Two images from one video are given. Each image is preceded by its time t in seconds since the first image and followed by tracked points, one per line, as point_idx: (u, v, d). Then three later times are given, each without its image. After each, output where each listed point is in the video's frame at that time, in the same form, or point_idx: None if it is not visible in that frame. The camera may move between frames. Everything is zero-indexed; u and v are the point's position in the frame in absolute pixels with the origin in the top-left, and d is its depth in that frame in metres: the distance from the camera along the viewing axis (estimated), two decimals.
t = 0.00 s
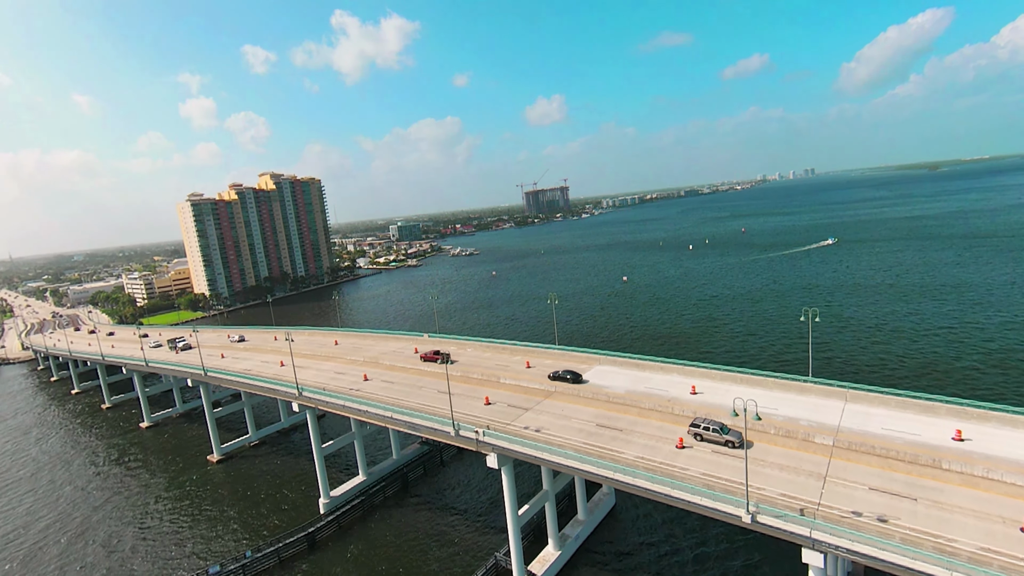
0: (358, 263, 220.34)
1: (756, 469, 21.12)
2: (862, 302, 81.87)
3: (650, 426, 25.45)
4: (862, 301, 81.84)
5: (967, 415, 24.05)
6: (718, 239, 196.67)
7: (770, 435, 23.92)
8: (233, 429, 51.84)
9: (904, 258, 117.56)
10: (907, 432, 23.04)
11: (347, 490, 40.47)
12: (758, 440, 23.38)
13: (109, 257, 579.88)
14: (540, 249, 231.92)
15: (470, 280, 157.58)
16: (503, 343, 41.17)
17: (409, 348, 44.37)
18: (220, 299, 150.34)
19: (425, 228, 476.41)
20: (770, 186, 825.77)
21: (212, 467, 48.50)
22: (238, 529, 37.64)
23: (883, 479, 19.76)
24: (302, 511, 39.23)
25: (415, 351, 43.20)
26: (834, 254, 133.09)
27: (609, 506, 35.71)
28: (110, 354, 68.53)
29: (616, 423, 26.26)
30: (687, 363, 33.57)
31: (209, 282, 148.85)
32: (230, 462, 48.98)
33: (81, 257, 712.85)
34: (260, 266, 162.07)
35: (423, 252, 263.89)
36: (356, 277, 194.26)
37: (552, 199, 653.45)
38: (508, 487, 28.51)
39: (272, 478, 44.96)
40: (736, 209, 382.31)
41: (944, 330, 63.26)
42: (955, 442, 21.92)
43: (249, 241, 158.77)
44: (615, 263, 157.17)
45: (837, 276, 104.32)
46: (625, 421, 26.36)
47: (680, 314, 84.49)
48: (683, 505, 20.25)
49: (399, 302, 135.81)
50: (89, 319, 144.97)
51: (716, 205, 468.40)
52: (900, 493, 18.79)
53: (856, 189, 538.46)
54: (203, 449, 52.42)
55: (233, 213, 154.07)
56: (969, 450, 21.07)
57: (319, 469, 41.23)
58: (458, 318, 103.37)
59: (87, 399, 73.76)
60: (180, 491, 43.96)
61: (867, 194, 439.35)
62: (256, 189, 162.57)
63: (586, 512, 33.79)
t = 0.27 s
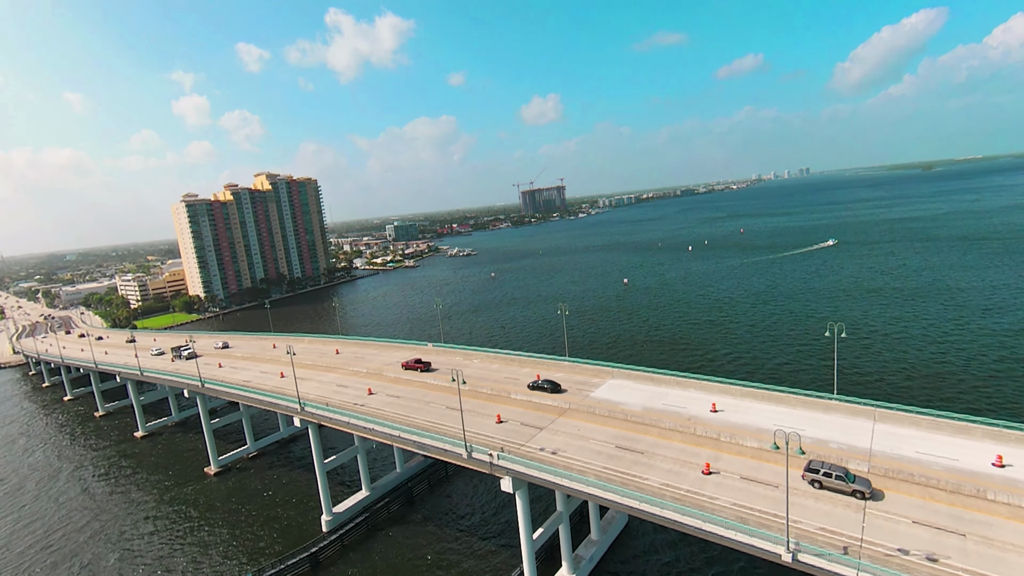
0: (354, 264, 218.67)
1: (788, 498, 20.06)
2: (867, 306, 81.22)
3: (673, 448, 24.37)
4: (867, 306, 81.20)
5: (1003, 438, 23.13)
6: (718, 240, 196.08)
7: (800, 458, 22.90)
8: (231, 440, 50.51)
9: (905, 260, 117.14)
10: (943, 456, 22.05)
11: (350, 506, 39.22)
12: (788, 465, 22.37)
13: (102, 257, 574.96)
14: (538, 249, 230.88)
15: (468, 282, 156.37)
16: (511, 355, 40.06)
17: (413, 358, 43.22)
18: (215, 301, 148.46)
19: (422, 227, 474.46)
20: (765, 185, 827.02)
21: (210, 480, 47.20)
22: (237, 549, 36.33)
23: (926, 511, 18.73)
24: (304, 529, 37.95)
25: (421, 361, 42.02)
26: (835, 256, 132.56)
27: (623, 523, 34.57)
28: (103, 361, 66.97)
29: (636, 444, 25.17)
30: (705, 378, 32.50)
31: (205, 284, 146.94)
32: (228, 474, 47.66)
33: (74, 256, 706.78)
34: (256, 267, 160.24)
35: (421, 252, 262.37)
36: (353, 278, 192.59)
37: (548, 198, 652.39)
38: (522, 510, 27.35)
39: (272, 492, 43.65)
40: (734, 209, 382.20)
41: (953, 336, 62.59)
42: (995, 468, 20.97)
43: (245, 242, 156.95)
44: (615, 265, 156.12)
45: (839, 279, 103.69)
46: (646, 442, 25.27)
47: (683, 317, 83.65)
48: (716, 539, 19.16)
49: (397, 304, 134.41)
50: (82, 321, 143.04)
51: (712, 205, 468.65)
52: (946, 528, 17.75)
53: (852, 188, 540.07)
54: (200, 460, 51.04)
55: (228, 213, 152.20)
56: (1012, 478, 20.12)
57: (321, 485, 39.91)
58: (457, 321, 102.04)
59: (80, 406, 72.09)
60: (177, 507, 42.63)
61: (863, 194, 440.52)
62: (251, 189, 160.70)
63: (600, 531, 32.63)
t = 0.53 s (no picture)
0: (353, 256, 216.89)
1: (823, 525, 19.04)
2: (873, 306, 80.40)
3: (697, 466, 23.34)
4: (873, 305, 80.37)
5: None
6: (719, 235, 195.03)
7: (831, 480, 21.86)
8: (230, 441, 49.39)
9: (909, 259, 116.34)
10: (982, 480, 21.06)
11: (354, 513, 38.18)
12: (820, 487, 21.35)
13: (97, 245, 570.62)
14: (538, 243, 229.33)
15: (468, 276, 155.06)
16: (520, 359, 38.94)
17: (418, 361, 42.08)
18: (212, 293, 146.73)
19: (420, 219, 471.70)
20: (765, 179, 825.53)
21: (209, 482, 46.16)
22: (237, 557, 35.32)
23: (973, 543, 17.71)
24: (307, 536, 36.90)
25: (426, 364, 40.89)
26: (838, 253, 131.71)
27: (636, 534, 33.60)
28: (99, 357, 65.60)
29: (658, 461, 24.15)
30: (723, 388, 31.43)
31: (201, 275, 145.11)
32: (228, 477, 46.58)
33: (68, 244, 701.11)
34: (253, 259, 158.44)
35: (419, 244, 260.56)
36: (351, 271, 190.94)
37: (547, 190, 649.84)
38: (537, 527, 26.31)
39: (272, 496, 42.58)
40: (734, 204, 381.08)
41: (963, 339, 61.77)
42: None
43: (242, 233, 155.04)
44: (616, 260, 154.93)
45: (843, 278, 102.88)
46: (667, 459, 24.19)
47: (687, 315, 82.76)
48: (750, 570, 18.14)
49: (396, 298, 133.13)
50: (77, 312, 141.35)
51: (711, 199, 467.19)
52: (997, 562, 16.75)
53: (852, 183, 539.18)
54: (198, 461, 49.98)
55: (225, 204, 150.17)
56: None
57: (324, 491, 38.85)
58: (458, 316, 100.86)
59: (75, 402, 70.82)
60: (174, 511, 41.60)
61: (863, 189, 439.70)
62: (249, 179, 158.47)
63: (613, 544, 31.64)
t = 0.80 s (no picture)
0: (349, 248, 214.80)
1: (860, 551, 18.17)
2: (878, 302, 79.78)
3: (722, 484, 22.38)
4: (878, 302, 79.79)
5: None
6: (718, 228, 194.11)
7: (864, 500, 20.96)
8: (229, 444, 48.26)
9: (912, 254, 115.84)
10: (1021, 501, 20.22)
11: (358, 521, 37.18)
12: (851, 509, 20.43)
13: (89, 235, 565.01)
14: (536, 235, 227.77)
15: (467, 269, 153.75)
16: (529, 363, 37.87)
17: (424, 364, 41.03)
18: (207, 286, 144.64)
19: (416, 209, 468.73)
20: (761, 170, 824.30)
21: (208, 485, 45.12)
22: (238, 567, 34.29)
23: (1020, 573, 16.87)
24: (310, 545, 35.91)
25: (432, 368, 39.79)
26: (840, 248, 131.03)
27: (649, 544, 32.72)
28: (93, 355, 64.10)
29: (680, 477, 23.23)
30: (742, 396, 30.46)
31: (196, 268, 142.91)
32: (227, 480, 45.51)
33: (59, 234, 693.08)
34: (249, 252, 156.33)
35: (416, 236, 258.58)
36: (348, 263, 189.00)
37: (544, 180, 646.70)
38: (553, 543, 25.34)
39: (273, 501, 41.53)
40: (732, 195, 380.25)
41: (971, 337, 61.20)
42: None
43: (237, 225, 152.77)
44: (616, 253, 153.72)
45: (846, 273, 102.21)
46: (690, 476, 23.24)
47: (690, 311, 81.91)
48: None
49: (395, 292, 131.61)
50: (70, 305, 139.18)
51: (709, 191, 466.12)
52: None
53: (849, 175, 539.10)
54: (197, 463, 48.91)
55: (220, 195, 147.75)
56: None
57: (327, 498, 37.80)
58: (458, 309, 99.54)
59: (69, 400, 69.41)
60: (172, 517, 40.47)
61: (860, 181, 439.30)
62: (243, 170, 155.96)
63: (626, 555, 30.74)
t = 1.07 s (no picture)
0: (346, 243, 212.86)
1: None
2: (883, 299, 79.11)
3: (752, 507, 21.43)
4: (883, 299, 79.11)
5: None
6: (717, 222, 193.25)
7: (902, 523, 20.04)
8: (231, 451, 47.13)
9: (913, 249, 115.42)
10: None
11: (365, 533, 36.22)
12: (891, 534, 19.49)
13: (82, 230, 559.07)
14: (534, 229, 226.57)
15: (466, 265, 152.52)
16: (540, 370, 36.81)
17: (430, 371, 39.96)
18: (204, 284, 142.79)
19: (412, 203, 465.60)
20: (757, 163, 823.67)
21: (209, 494, 44.07)
22: None
23: None
24: (316, 558, 34.95)
25: (439, 375, 38.69)
26: (840, 242, 130.44)
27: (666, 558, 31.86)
28: (88, 358, 62.71)
29: (707, 498, 22.26)
30: (762, 407, 29.53)
31: (192, 266, 141.02)
32: (229, 489, 44.39)
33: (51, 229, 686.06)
34: (245, 248, 154.45)
35: (414, 230, 256.81)
36: (345, 258, 187.29)
37: (540, 172, 644.08)
38: (573, 565, 24.39)
39: (277, 511, 40.53)
40: (730, 188, 379.45)
41: (980, 336, 60.61)
42: None
43: (232, 221, 150.83)
44: (616, 248, 152.67)
45: (849, 269, 101.55)
46: (717, 497, 22.30)
47: (694, 308, 81.12)
48: None
49: (393, 288, 130.21)
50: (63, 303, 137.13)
51: (706, 183, 464.82)
52: None
53: (845, 167, 539.40)
54: (197, 471, 47.82)
55: (215, 191, 145.63)
56: None
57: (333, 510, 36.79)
58: (459, 306, 98.38)
59: (64, 404, 67.99)
60: (172, 530, 39.39)
61: (857, 173, 438.75)
62: (238, 165, 153.75)
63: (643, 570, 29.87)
